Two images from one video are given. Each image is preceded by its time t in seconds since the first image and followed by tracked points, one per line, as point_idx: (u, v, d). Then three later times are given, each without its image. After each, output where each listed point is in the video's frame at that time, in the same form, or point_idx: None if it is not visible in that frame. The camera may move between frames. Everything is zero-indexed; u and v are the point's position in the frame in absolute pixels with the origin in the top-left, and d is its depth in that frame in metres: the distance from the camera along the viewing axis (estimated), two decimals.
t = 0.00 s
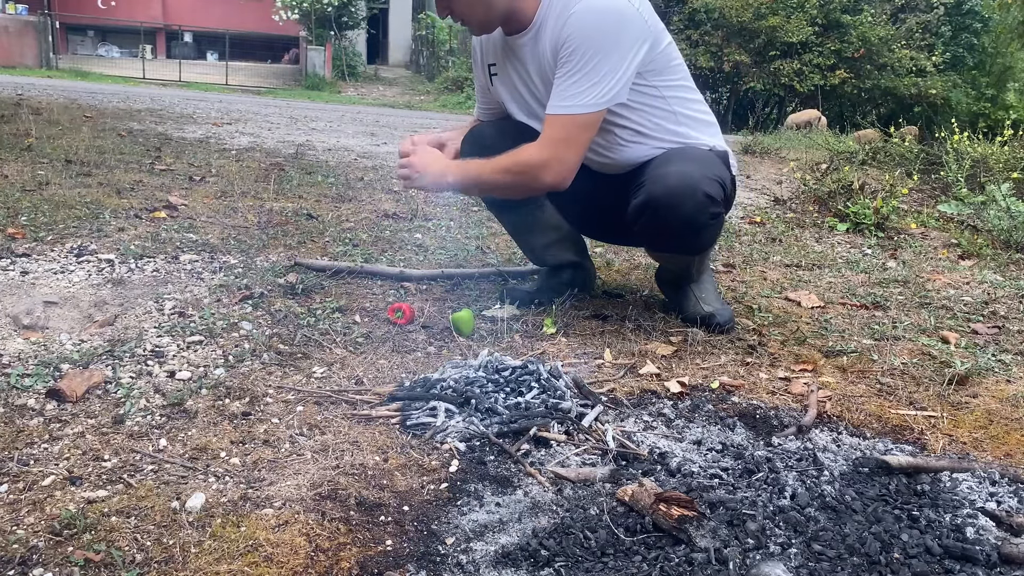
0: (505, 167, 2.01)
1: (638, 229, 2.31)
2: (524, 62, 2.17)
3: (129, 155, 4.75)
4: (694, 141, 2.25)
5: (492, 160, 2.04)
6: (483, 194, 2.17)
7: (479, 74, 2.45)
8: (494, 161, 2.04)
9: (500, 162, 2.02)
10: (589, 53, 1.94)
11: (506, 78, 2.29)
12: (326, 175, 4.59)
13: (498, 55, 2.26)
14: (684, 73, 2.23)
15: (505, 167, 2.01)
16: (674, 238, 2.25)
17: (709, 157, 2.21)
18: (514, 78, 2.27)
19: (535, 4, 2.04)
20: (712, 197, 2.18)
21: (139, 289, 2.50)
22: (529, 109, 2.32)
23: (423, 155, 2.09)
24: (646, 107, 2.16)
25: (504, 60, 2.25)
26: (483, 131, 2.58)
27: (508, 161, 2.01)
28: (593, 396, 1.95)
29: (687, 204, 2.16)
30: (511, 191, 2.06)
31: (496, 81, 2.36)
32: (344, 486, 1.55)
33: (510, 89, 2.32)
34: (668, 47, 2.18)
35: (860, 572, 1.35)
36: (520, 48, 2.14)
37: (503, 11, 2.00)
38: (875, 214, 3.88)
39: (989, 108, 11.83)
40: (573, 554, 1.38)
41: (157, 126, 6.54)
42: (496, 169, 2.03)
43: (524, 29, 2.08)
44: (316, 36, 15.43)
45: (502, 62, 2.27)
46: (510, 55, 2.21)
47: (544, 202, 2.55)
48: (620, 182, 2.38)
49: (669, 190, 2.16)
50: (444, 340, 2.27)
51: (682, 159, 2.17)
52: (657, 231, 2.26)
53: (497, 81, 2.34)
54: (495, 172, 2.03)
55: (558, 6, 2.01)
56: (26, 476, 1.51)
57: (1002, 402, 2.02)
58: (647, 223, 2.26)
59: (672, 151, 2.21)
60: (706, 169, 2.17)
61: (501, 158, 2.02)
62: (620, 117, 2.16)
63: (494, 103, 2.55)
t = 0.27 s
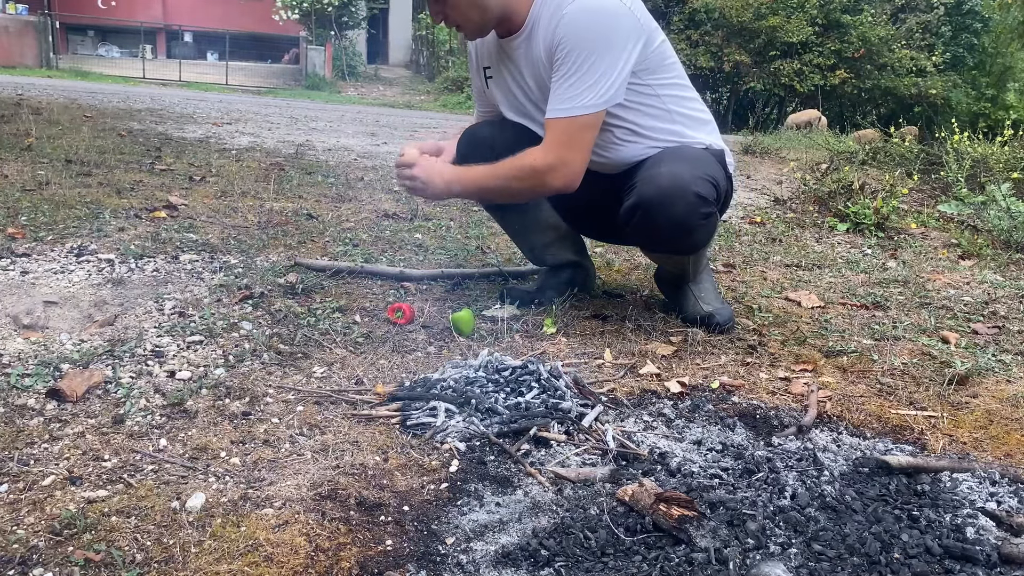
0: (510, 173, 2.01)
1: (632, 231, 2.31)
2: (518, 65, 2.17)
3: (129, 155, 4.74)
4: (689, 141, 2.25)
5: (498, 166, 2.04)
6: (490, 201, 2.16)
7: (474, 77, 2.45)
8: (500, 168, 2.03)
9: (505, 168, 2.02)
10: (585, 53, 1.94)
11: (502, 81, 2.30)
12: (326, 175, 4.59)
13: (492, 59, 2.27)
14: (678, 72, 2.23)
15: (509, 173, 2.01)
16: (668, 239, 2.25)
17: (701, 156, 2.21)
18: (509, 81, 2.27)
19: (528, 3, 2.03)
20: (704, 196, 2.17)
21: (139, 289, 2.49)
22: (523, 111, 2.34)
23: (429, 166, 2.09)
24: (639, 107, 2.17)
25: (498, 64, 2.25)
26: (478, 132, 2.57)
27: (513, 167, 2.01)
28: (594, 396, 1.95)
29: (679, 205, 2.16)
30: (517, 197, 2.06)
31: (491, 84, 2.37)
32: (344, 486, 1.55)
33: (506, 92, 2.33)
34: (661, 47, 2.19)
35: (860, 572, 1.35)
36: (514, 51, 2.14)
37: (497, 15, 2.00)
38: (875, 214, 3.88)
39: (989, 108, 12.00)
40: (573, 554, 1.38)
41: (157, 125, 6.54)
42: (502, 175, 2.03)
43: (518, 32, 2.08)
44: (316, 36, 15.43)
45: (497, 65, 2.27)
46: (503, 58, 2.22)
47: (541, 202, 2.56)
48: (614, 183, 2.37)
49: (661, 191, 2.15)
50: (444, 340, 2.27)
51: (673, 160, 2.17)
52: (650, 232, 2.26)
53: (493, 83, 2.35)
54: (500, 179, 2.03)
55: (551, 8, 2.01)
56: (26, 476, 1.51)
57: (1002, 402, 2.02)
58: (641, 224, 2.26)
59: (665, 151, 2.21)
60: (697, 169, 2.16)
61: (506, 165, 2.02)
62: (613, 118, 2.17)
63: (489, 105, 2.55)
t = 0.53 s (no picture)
0: (505, 172, 2.01)
1: (630, 232, 2.31)
2: (517, 66, 2.17)
3: (129, 155, 4.75)
4: (687, 141, 2.25)
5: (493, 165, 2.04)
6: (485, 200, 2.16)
7: (472, 80, 2.45)
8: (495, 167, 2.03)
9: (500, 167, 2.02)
10: (582, 53, 1.94)
11: (501, 83, 2.30)
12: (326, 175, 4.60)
13: (490, 61, 2.27)
14: (676, 72, 2.23)
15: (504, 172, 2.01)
16: (666, 239, 2.25)
17: (699, 156, 2.20)
18: (508, 82, 2.27)
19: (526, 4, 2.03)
20: (701, 196, 2.17)
21: (139, 289, 2.49)
22: (522, 112, 2.35)
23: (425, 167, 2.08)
24: (636, 108, 2.16)
25: (496, 65, 2.25)
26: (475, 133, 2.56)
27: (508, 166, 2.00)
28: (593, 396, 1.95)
29: (676, 205, 2.16)
30: (512, 196, 2.05)
31: (490, 86, 2.37)
32: (344, 486, 1.55)
33: (505, 93, 2.33)
34: (658, 47, 2.18)
35: (860, 572, 1.35)
36: (512, 52, 2.14)
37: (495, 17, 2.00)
38: (875, 214, 3.88)
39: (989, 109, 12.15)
40: (573, 555, 1.38)
41: (157, 125, 6.54)
42: (497, 174, 2.02)
43: (515, 33, 2.08)
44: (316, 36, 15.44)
45: (495, 67, 2.27)
46: (501, 60, 2.22)
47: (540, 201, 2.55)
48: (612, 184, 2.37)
49: (658, 191, 2.15)
50: (444, 340, 2.27)
51: (670, 160, 2.17)
52: (648, 232, 2.26)
53: (491, 85, 2.35)
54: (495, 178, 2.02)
55: (548, 8, 2.01)
56: (26, 476, 1.51)
57: (1002, 402, 2.02)
58: (638, 225, 2.25)
59: (663, 150, 2.21)
60: (694, 169, 2.16)
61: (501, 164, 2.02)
62: (609, 118, 2.17)
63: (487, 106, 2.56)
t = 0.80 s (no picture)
0: (505, 177, 2.01)
1: (629, 233, 2.31)
2: (517, 67, 2.17)
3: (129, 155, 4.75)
4: (687, 141, 2.25)
5: (493, 168, 2.04)
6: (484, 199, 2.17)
7: (472, 79, 2.45)
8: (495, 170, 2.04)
9: (500, 171, 2.02)
10: (582, 55, 1.94)
11: (501, 83, 2.30)
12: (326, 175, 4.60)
13: (490, 61, 2.27)
14: (676, 73, 2.23)
15: (506, 176, 2.01)
16: (666, 240, 2.25)
17: (698, 156, 2.20)
18: (508, 83, 2.27)
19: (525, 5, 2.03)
20: (701, 197, 2.17)
21: (139, 289, 2.50)
22: (523, 112, 2.36)
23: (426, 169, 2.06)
24: (636, 108, 2.17)
25: (497, 67, 2.26)
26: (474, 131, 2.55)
27: (510, 170, 2.01)
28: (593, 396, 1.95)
29: (675, 206, 2.16)
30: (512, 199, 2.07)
31: (490, 86, 2.37)
32: (344, 486, 1.55)
33: (505, 93, 2.33)
34: (658, 48, 2.18)
35: (860, 572, 1.35)
36: (512, 53, 2.14)
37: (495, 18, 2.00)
38: (875, 214, 3.88)
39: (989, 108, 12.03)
40: (573, 555, 1.38)
41: (157, 125, 6.55)
42: (497, 179, 2.03)
43: (516, 33, 2.08)
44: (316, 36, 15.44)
45: (495, 68, 2.27)
46: (502, 62, 2.22)
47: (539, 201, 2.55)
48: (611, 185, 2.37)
49: (657, 192, 2.15)
50: (444, 340, 2.27)
51: (669, 161, 2.17)
52: (648, 233, 2.26)
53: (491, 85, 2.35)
54: (496, 182, 2.03)
55: (549, 10, 2.01)
56: (26, 476, 1.51)
57: (1002, 402, 2.02)
58: (638, 226, 2.25)
59: (663, 151, 2.21)
60: (694, 169, 2.16)
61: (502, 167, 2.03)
62: (609, 118, 2.17)
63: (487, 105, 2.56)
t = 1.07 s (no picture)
0: (538, 178, 2.02)
1: (629, 235, 2.31)
2: (518, 65, 2.18)
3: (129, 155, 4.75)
4: (687, 142, 2.25)
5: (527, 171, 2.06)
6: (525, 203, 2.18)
7: (473, 79, 2.46)
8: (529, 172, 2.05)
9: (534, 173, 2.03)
10: (587, 52, 1.93)
11: (501, 82, 2.30)
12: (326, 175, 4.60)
13: (491, 60, 2.27)
14: (676, 73, 2.23)
15: (538, 177, 2.02)
16: (666, 242, 2.24)
17: (698, 158, 2.20)
18: (509, 82, 2.28)
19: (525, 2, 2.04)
20: (700, 199, 2.17)
21: (139, 289, 2.50)
22: (523, 112, 2.36)
23: (462, 182, 2.16)
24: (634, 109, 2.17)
25: (497, 65, 2.26)
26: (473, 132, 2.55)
27: (541, 171, 2.02)
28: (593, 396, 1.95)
29: (675, 208, 2.16)
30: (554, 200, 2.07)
31: (491, 85, 2.37)
32: (343, 487, 1.55)
33: (505, 92, 2.33)
34: (658, 48, 2.18)
35: (860, 572, 1.35)
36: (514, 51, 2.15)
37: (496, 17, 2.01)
38: (875, 214, 3.88)
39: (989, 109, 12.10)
40: (573, 555, 1.38)
41: (157, 125, 6.55)
42: (532, 180, 2.04)
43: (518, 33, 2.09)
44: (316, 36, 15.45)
45: (496, 66, 2.28)
46: (503, 61, 2.22)
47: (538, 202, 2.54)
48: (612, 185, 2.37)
49: (656, 195, 2.15)
50: (444, 340, 2.27)
51: (669, 163, 2.17)
52: (647, 235, 2.25)
53: (492, 84, 2.35)
54: (530, 184, 2.04)
55: (549, 10, 2.02)
56: (26, 476, 1.51)
57: (1002, 402, 2.02)
58: (637, 228, 2.25)
59: (663, 152, 2.21)
60: (693, 171, 2.16)
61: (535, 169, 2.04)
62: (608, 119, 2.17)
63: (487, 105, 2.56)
